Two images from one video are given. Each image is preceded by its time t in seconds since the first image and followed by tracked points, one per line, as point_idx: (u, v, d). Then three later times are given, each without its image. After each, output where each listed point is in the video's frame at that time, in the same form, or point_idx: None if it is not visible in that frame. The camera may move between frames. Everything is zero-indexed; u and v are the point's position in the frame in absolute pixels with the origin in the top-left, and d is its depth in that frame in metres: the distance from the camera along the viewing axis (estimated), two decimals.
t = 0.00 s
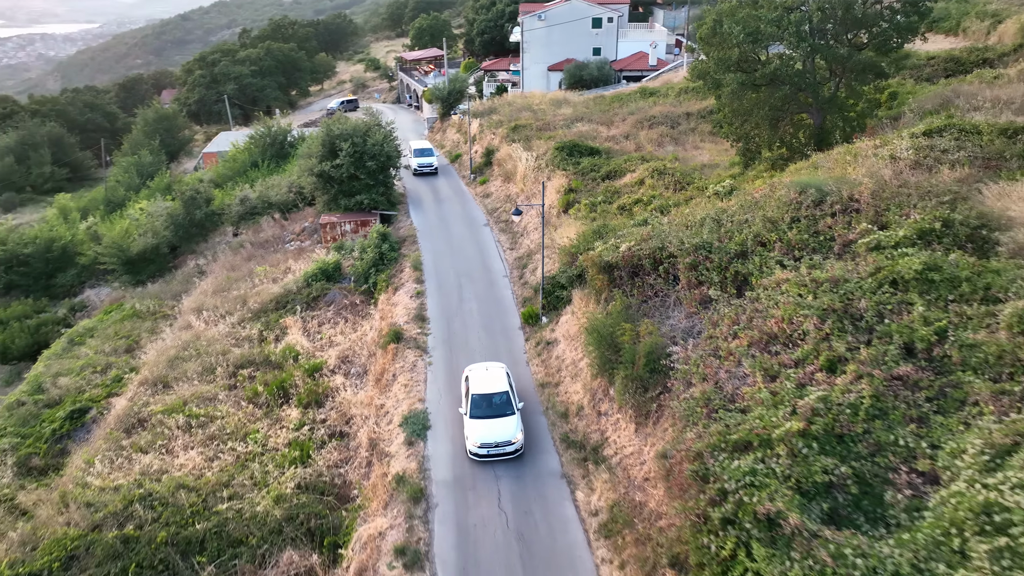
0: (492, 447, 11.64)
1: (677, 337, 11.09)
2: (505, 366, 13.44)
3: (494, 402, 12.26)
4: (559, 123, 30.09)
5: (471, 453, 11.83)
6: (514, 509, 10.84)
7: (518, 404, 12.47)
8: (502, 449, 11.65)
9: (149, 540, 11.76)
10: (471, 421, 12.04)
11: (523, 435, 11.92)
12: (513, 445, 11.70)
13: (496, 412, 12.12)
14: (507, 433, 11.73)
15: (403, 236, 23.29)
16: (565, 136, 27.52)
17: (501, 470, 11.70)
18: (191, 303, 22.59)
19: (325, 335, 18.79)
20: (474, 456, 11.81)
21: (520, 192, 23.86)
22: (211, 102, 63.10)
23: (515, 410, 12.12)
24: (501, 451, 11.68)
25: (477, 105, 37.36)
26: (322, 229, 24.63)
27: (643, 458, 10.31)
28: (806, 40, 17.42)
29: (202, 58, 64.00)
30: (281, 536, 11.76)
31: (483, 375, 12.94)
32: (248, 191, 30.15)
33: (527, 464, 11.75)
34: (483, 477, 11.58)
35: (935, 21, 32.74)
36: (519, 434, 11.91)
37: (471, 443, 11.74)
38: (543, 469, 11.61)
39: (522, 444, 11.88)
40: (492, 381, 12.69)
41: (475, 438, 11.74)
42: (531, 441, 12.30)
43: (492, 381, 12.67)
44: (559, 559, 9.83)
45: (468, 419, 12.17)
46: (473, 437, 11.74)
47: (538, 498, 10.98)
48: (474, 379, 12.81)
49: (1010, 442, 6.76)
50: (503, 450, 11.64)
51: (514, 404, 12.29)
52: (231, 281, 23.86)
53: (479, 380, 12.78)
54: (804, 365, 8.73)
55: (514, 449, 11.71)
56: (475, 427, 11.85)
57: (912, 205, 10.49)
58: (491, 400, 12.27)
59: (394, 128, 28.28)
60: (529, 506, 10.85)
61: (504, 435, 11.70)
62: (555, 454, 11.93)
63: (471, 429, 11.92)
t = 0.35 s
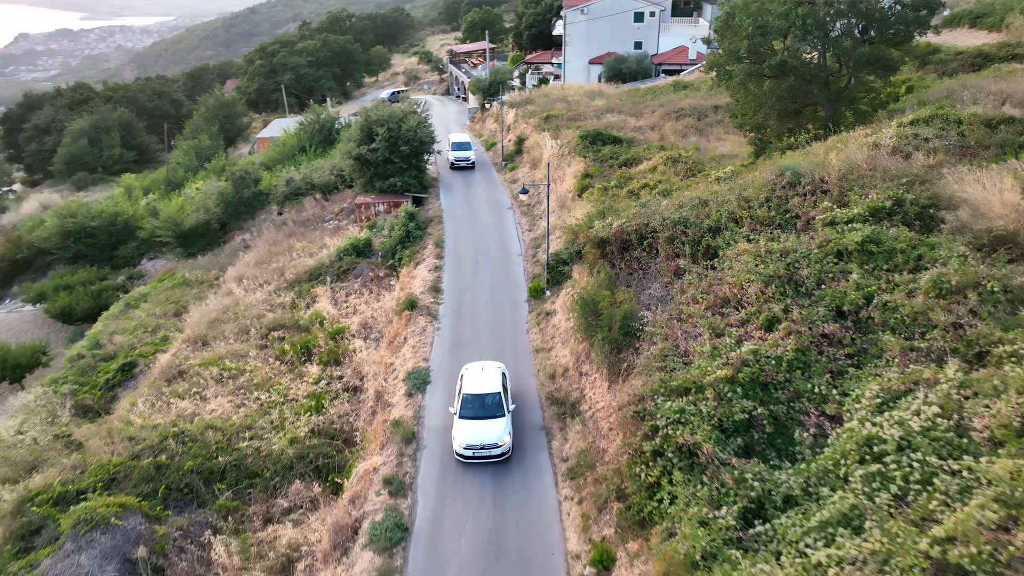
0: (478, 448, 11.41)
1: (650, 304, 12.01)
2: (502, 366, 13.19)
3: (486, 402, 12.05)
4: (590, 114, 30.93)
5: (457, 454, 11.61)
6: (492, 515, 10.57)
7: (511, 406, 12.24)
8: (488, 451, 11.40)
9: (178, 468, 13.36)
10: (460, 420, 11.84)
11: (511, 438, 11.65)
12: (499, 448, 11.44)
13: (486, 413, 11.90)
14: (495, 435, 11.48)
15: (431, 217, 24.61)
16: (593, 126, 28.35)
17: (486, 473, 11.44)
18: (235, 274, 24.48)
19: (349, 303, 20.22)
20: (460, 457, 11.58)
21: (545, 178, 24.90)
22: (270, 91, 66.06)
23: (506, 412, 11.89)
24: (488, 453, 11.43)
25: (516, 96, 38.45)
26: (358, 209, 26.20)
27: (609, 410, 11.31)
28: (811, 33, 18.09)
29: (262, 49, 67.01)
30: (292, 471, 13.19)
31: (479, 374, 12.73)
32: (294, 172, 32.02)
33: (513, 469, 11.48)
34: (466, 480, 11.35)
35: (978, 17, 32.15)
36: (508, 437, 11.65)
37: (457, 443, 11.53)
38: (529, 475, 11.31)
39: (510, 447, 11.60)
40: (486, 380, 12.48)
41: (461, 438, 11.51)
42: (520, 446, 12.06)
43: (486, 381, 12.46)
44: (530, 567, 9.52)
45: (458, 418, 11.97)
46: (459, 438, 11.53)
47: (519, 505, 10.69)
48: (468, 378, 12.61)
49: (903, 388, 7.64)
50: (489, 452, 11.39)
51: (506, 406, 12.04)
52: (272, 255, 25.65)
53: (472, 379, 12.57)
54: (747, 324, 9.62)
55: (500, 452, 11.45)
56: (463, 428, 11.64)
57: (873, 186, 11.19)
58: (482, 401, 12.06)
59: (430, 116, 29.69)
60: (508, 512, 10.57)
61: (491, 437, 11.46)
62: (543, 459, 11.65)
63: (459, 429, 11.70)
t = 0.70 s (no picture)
0: (472, 456, 10.95)
1: (650, 274, 12.67)
2: (508, 370, 12.67)
3: (486, 407, 11.58)
4: (626, 99, 31.35)
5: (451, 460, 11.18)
6: (477, 527, 10.08)
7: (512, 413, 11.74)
8: (482, 459, 10.92)
9: (215, 412, 14.65)
10: (458, 424, 11.43)
11: (508, 446, 11.13)
12: (495, 457, 10.94)
13: (485, 419, 11.44)
14: (490, 442, 10.99)
15: (464, 195, 25.53)
16: (627, 110, 28.78)
17: (480, 482, 10.97)
18: (279, 246, 25.89)
19: (381, 273, 21.29)
20: (454, 464, 11.15)
21: (576, 161, 25.58)
22: (323, 74, 67.92)
23: (505, 419, 11.39)
24: (482, 462, 10.95)
25: (557, 81, 39.03)
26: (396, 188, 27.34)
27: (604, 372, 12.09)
28: (836, 20, 18.36)
29: (317, 34, 68.93)
30: (317, 420, 14.32)
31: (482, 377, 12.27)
32: (339, 152, 33.37)
33: (508, 479, 10.98)
34: (458, 487, 10.90)
35: None
36: (505, 445, 11.14)
37: (452, 449, 11.10)
38: (523, 488, 10.75)
39: (506, 456, 11.10)
40: (488, 383, 12.01)
41: (456, 444, 11.09)
42: (519, 454, 11.57)
43: (488, 384, 11.99)
44: None
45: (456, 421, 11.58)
46: (454, 443, 11.10)
47: (509, 518, 10.14)
48: (471, 380, 12.18)
49: (861, 348, 8.22)
50: (483, 460, 10.90)
51: (506, 412, 11.55)
52: (314, 228, 26.98)
53: (475, 382, 12.11)
54: (731, 290, 10.27)
55: (496, 461, 10.96)
56: (458, 432, 11.22)
57: (869, 166, 11.64)
58: (482, 405, 11.61)
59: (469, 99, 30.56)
60: (495, 525, 10.05)
61: (487, 444, 10.98)
62: (542, 470, 11.13)
63: (454, 434, 11.29)
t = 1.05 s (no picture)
0: (463, 463, 10.24)
1: (665, 236, 12.97)
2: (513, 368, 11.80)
3: (485, 410, 10.81)
4: (665, 66, 31.02)
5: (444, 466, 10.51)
6: (462, 542, 9.42)
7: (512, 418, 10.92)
8: (474, 467, 10.20)
9: (251, 357, 15.57)
10: (453, 428, 10.73)
11: (504, 454, 10.34)
12: (488, 465, 10.19)
13: (480, 423, 10.67)
14: (483, 450, 10.23)
15: (497, 159, 25.90)
16: (664, 77, 28.54)
17: (471, 491, 10.27)
18: (317, 204, 26.72)
19: (412, 233, 21.88)
20: (446, 470, 10.48)
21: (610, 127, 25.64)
22: (367, 37, 68.28)
23: (502, 424, 10.59)
24: (474, 470, 10.24)
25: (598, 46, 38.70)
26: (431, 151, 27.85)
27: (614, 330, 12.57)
28: None
29: None
30: (344, 368, 15.10)
31: (482, 376, 11.46)
32: (378, 114, 33.91)
33: (502, 491, 10.20)
34: (447, 496, 10.22)
35: None
36: (501, 452, 10.34)
37: (443, 455, 10.43)
38: (516, 501, 9.99)
39: (501, 465, 10.33)
40: (488, 383, 11.20)
41: (447, 450, 10.40)
42: (517, 461, 10.79)
43: (489, 384, 11.18)
44: None
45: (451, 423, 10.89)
46: (444, 449, 10.43)
47: (493, 539, 9.36)
48: (471, 379, 11.41)
49: (854, 309, 8.47)
50: (475, 469, 10.19)
51: (503, 417, 10.73)
52: (351, 188, 27.73)
53: (476, 382, 11.32)
54: (738, 253, 10.56)
55: (489, 470, 10.21)
56: (450, 437, 10.54)
57: (888, 135, 11.69)
58: (479, 407, 10.84)
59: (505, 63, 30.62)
60: (477, 544, 9.32)
61: (479, 452, 10.22)
62: (539, 485, 10.23)
63: (447, 438, 10.62)
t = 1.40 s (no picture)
0: (455, 462, 9.46)
1: (695, 179, 12.92)
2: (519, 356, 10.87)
3: (484, 403, 9.94)
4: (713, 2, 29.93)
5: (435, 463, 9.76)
6: (445, 552, 8.74)
7: (513, 413, 10.04)
8: (466, 467, 9.42)
9: (288, 286, 16.16)
10: (448, 421, 9.93)
11: (499, 454, 9.49)
12: (481, 466, 9.38)
13: (477, 418, 9.82)
14: (477, 450, 9.40)
15: (535, 96, 25.69)
16: (711, 14, 27.60)
17: (462, 494, 9.51)
18: (356, 139, 26.95)
19: (447, 170, 22.00)
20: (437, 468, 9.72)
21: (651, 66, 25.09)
22: None
23: (500, 421, 9.72)
24: (466, 470, 9.45)
25: None
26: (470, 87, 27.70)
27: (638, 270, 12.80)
28: None
29: None
30: (376, 300, 15.58)
31: (484, 365, 10.58)
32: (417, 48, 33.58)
33: (495, 494, 9.44)
34: (438, 496, 9.52)
35: None
36: (496, 453, 9.50)
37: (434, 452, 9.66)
38: (507, 509, 9.21)
39: (496, 466, 9.51)
40: (489, 373, 10.32)
41: (438, 447, 9.61)
42: (517, 459, 10.00)
43: (490, 374, 10.29)
44: None
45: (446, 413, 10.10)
46: (436, 445, 9.65)
47: (480, 549, 8.67)
48: (472, 367, 10.56)
49: (874, 257, 8.47)
50: (467, 469, 9.40)
51: (503, 413, 9.85)
52: (389, 123, 27.85)
53: (477, 370, 10.45)
54: (766, 198, 10.53)
55: (482, 471, 9.40)
56: (444, 431, 9.76)
57: (932, 79, 11.41)
58: (477, 399, 10.01)
59: None
60: (462, 555, 8.64)
61: (473, 452, 9.40)
62: (540, 487, 9.48)
63: (440, 431, 9.84)
